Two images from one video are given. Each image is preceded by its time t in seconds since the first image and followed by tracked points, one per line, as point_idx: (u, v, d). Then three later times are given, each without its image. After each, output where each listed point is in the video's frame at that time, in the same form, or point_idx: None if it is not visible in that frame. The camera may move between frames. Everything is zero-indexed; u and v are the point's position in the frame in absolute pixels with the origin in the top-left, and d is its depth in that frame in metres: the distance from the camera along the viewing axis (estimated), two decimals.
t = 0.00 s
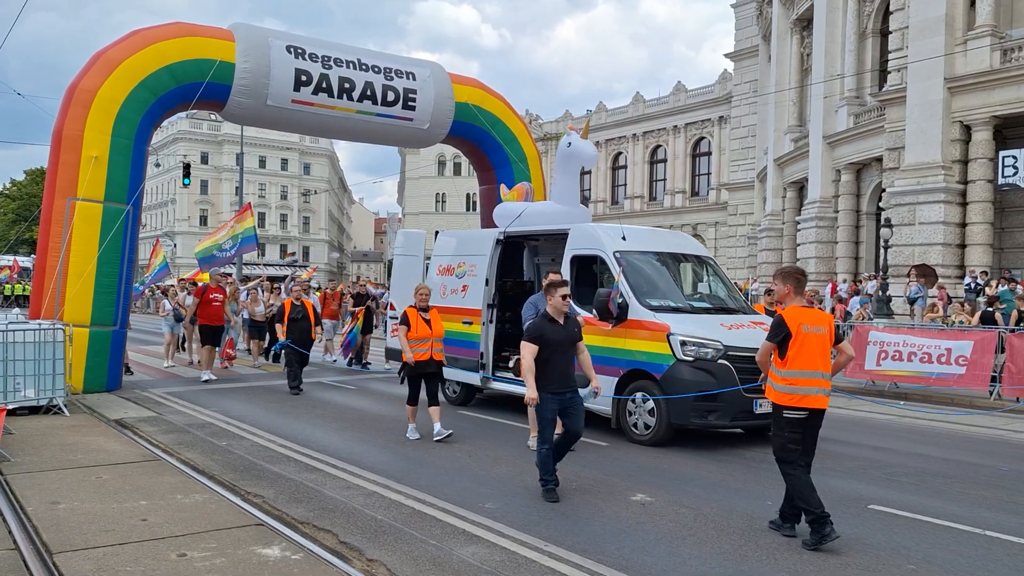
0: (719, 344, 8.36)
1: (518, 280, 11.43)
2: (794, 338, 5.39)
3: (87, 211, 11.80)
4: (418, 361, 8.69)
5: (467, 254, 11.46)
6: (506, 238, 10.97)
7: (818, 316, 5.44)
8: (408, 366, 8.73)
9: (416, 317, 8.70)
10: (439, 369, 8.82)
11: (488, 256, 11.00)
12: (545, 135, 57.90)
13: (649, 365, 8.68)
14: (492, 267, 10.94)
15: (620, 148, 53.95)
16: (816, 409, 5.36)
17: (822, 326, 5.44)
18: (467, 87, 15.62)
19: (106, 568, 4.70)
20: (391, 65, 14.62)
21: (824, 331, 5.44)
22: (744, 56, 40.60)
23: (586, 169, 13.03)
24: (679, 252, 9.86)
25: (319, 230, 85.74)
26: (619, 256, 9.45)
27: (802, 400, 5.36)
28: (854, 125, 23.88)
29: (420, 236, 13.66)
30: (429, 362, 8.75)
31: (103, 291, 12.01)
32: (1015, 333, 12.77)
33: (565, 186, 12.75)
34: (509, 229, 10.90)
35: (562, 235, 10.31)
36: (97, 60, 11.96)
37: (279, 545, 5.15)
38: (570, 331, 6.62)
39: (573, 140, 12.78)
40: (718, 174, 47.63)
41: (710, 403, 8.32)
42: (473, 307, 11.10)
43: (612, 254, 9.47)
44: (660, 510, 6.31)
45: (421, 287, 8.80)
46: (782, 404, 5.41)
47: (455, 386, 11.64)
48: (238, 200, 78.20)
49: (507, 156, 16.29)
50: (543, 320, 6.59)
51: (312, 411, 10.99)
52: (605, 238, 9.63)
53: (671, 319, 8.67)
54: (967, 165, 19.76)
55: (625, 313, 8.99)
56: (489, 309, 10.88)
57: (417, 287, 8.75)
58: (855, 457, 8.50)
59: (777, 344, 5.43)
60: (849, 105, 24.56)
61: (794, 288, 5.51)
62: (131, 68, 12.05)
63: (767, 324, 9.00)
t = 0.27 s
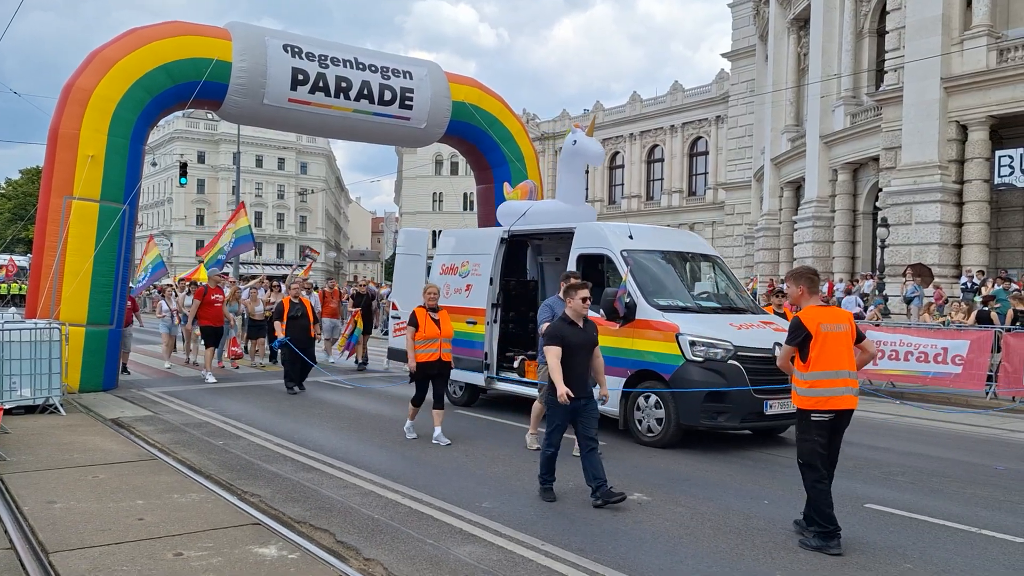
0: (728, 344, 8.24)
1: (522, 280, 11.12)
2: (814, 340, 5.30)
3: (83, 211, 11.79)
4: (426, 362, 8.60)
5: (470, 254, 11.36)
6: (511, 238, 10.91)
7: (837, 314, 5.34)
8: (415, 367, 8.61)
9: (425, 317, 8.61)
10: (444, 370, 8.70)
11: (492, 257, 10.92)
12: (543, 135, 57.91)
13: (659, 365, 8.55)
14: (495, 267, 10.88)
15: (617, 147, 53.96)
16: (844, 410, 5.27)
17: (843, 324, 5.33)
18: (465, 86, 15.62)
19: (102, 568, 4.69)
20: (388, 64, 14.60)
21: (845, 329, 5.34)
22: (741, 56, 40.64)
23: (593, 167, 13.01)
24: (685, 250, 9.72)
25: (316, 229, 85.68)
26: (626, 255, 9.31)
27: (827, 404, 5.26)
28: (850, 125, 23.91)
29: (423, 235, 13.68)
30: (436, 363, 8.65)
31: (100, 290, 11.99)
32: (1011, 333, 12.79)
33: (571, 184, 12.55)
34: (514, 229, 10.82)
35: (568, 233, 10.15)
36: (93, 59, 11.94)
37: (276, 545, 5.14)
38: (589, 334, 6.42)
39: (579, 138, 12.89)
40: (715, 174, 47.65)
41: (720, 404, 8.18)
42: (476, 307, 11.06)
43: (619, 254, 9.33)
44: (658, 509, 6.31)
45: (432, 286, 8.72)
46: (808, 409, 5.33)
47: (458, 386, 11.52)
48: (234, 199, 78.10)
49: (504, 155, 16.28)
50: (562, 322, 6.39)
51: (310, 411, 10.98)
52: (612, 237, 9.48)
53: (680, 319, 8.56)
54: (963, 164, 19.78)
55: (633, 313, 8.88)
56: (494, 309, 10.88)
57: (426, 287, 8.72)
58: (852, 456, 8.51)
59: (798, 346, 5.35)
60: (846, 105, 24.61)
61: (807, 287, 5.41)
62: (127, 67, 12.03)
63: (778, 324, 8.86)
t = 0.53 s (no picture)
0: (744, 345, 8.07)
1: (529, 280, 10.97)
2: (846, 342, 5.18)
3: (83, 210, 11.78)
4: (433, 361, 8.50)
5: (479, 253, 11.20)
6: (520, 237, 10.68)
7: (872, 319, 5.22)
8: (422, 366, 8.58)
9: (433, 317, 8.53)
10: (452, 370, 8.59)
11: (500, 255, 10.73)
12: (543, 134, 57.92)
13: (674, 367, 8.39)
14: (504, 266, 10.72)
15: (617, 147, 53.95)
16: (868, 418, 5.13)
17: (878, 329, 5.21)
18: (465, 85, 15.63)
19: (103, 567, 4.69)
20: (388, 63, 14.59)
21: (879, 335, 5.22)
22: (741, 55, 40.65)
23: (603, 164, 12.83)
24: (697, 249, 9.53)
25: (317, 229, 85.70)
26: (639, 255, 9.12)
27: (852, 408, 5.12)
28: (851, 124, 23.90)
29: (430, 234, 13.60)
30: (443, 364, 8.53)
31: (100, 289, 11.99)
32: (1011, 332, 12.77)
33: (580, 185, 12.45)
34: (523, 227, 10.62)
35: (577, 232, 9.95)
36: (93, 58, 11.94)
37: (276, 544, 5.14)
38: (614, 334, 6.16)
39: (589, 135, 12.68)
40: (715, 173, 47.62)
41: (734, 406, 8.01)
42: (485, 307, 10.91)
43: (631, 253, 9.14)
44: (658, 509, 6.30)
45: (443, 286, 8.73)
46: (830, 412, 5.19)
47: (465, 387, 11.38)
48: (235, 198, 78.10)
49: (504, 154, 16.27)
50: (586, 322, 6.13)
51: (310, 410, 10.98)
52: (624, 235, 9.29)
53: (694, 320, 8.39)
54: (963, 164, 19.78)
55: (645, 313, 8.74)
56: (503, 309, 10.71)
57: (438, 286, 8.69)
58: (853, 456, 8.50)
59: (829, 348, 5.22)
60: (846, 105, 24.61)
61: (845, 287, 5.29)
62: (128, 67, 12.03)
63: (793, 324, 8.68)
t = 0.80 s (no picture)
0: (762, 347, 7.90)
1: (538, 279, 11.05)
2: (896, 344, 4.99)
3: (84, 209, 11.79)
4: (443, 364, 8.39)
5: (488, 252, 11.06)
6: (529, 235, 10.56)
7: (923, 322, 5.06)
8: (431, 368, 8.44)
9: (443, 319, 8.42)
10: (464, 373, 8.50)
11: (510, 254, 10.61)
12: (543, 134, 57.94)
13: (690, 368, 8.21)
14: (514, 266, 10.55)
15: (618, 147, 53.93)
16: (916, 424, 4.94)
17: (929, 332, 5.04)
18: (465, 85, 15.63)
19: (103, 566, 4.70)
20: (388, 63, 14.59)
21: (929, 339, 5.05)
22: (742, 55, 40.67)
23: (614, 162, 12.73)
24: (711, 249, 9.35)
25: (317, 228, 85.72)
26: (653, 255, 8.96)
27: (901, 413, 4.93)
28: (851, 124, 23.89)
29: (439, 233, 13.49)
30: (454, 365, 8.43)
31: (101, 289, 12.00)
32: (1011, 333, 12.76)
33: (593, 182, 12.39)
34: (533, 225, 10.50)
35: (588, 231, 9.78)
36: (93, 58, 11.95)
37: (276, 544, 5.14)
38: (636, 336, 5.85)
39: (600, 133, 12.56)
40: (716, 173, 47.59)
41: (752, 408, 7.87)
42: (494, 307, 10.78)
43: (645, 253, 8.98)
44: (658, 509, 6.30)
45: (450, 287, 8.57)
46: (878, 416, 4.99)
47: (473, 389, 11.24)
48: (235, 198, 78.10)
49: (504, 154, 16.28)
50: (606, 322, 5.83)
51: (311, 410, 10.98)
52: (637, 234, 9.14)
53: (710, 320, 8.21)
54: (964, 164, 19.78)
55: (660, 313, 8.56)
56: (512, 309, 10.57)
57: (446, 287, 8.51)
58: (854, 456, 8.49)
59: (879, 349, 5.03)
60: (847, 105, 24.60)
61: (896, 286, 5.15)
62: (128, 67, 12.04)
63: (811, 326, 8.48)
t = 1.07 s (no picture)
0: (781, 347, 7.72)
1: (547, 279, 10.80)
2: (931, 345, 4.76)
3: (83, 208, 11.78)
4: (455, 365, 8.22)
5: (497, 251, 11.05)
6: (540, 233, 10.58)
7: (963, 325, 4.81)
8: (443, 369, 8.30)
9: (453, 319, 8.26)
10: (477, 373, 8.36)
11: (520, 252, 10.60)
12: (543, 133, 57.96)
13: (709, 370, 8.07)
14: (525, 264, 10.54)
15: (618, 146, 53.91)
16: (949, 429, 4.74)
17: (967, 336, 4.80)
18: (465, 84, 15.62)
19: (102, 565, 4.70)
20: (388, 62, 14.58)
21: (968, 342, 4.81)
22: (742, 54, 40.68)
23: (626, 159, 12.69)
24: (724, 249, 9.21)
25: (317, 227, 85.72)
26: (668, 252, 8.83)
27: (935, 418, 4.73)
28: (851, 123, 23.88)
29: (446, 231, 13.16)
30: (468, 366, 8.28)
31: (100, 288, 11.99)
32: (1010, 332, 12.76)
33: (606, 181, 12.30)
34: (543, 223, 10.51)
35: (601, 229, 9.70)
36: (92, 57, 11.94)
37: (276, 542, 5.14)
38: (653, 336, 5.67)
39: (612, 130, 12.57)
40: (715, 173, 47.57)
41: (771, 411, 7.70)
42: (504, 306, 10.71)
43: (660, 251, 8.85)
44: (657, 509, 6.30)
45: (456, 286, 8.39)
46: (909, 417, 4.81)
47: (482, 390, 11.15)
48: (235, 197, 78.07)
49: (504, 153, 16.27)
50: (623, 322, 5.65)
51: (310, 409, 10.98)
52: (651, 233, 8.99)
53: (727, 320, 8.08)
54: (964, 164, 19.78)
55: (675, 312, 8.42)
56: (523, 308, 10.56)
57: (452, 285, 8.36)
58: (854, 455, 8.49)
59: (914, 350, 4.80)
60: (847, 104, 24.60)
61: (941, 285, 4.83)
62: (128, 66, 12.04)
63: (829, 325, 8.31)
